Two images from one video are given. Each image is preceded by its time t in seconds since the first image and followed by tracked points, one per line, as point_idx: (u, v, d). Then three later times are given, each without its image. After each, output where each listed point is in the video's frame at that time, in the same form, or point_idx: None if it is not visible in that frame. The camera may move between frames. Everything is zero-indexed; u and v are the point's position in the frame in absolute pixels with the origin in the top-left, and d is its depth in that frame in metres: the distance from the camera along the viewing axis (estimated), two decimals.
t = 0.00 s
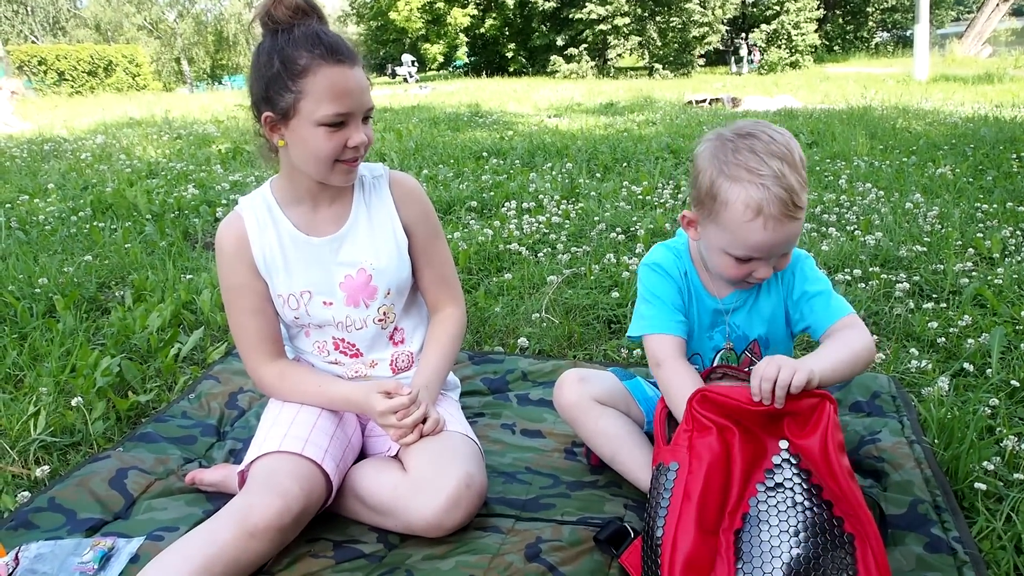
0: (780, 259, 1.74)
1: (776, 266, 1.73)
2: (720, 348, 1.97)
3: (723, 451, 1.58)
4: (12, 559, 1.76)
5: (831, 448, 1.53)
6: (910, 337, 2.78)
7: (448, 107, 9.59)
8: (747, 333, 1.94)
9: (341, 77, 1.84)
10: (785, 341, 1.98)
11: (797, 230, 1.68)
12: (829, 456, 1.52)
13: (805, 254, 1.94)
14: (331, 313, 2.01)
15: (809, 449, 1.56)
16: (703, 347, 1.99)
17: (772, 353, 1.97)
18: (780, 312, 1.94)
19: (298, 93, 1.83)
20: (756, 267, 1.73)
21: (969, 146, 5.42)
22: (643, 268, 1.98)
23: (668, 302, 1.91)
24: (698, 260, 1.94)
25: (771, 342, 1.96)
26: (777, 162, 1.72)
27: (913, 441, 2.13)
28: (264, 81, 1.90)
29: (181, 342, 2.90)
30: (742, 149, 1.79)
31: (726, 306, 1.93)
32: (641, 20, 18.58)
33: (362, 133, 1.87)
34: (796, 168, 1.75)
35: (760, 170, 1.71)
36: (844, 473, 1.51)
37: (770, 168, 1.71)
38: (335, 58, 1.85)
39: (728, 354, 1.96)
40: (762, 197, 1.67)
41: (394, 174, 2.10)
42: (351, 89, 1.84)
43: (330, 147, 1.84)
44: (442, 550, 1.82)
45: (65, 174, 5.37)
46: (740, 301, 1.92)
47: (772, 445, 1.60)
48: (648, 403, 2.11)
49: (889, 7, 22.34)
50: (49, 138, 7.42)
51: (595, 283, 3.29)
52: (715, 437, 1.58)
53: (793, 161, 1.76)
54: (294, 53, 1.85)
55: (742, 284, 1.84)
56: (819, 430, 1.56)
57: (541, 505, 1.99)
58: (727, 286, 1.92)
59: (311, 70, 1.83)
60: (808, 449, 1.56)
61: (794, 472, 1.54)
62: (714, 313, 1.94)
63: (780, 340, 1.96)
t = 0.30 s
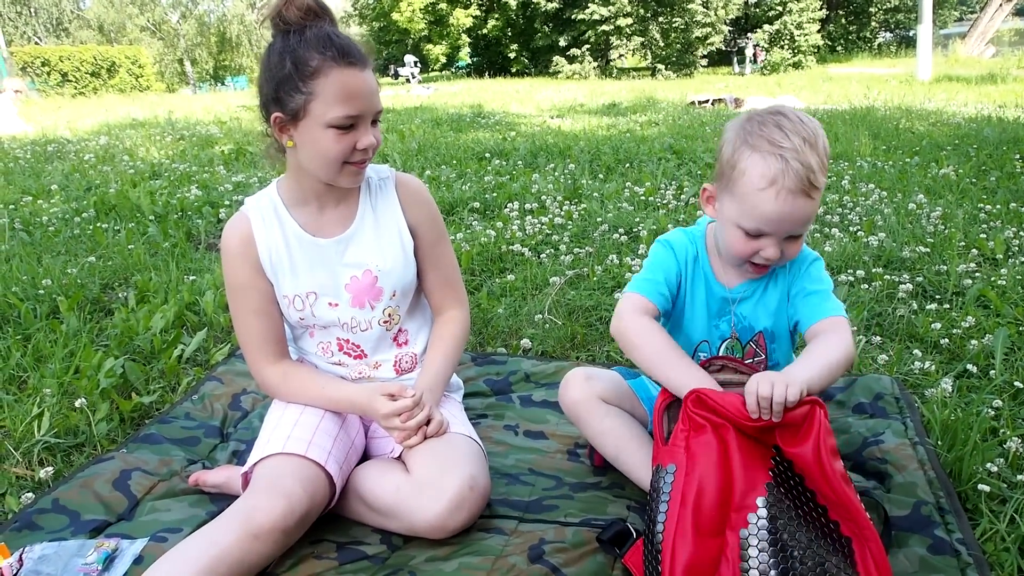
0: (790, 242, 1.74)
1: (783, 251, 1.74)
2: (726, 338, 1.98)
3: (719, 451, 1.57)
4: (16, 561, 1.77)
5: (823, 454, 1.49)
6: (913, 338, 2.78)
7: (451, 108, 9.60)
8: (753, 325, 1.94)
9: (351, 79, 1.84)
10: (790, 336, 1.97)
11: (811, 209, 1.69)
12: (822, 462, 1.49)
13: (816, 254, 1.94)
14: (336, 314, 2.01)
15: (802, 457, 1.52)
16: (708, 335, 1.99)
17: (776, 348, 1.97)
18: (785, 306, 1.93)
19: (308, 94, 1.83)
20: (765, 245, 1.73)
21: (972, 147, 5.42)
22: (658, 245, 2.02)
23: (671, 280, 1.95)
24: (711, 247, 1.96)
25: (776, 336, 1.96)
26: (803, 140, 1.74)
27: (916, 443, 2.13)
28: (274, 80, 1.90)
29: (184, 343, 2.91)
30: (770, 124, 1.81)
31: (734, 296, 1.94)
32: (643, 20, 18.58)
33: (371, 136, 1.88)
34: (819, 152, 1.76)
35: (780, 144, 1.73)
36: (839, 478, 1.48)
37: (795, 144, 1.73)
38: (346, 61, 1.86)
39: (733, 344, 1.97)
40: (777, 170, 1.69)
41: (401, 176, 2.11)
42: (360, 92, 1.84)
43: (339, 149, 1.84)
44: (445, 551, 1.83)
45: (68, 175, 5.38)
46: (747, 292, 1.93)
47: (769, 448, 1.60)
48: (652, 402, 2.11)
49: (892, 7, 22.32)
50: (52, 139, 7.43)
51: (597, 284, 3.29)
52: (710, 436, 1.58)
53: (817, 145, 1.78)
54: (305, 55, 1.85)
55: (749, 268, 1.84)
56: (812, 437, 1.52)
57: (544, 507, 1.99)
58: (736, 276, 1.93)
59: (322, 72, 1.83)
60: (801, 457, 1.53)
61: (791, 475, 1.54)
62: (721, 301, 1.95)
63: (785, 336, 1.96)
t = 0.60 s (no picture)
0: (782, 224, 1.75)
1: (774, 232, 1.75)
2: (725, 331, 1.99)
3: (722, 455, 1.56)
4: (19, 562, 1.77)
5: (824, 457, 1.51)
6: (915, 340, 2.78)
7: (452, 109, 9.60)
8: (752, 319, 1.95)
9: (357, 79, 1.84)
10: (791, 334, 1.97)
11: (801, 188, 1.70)
12: (825, 465, 1.51)
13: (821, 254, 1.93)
14: (341, 315, 2.02)
15: (804, 460, 1.53)
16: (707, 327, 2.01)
17: (776, 344, 1.97)
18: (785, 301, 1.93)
19: (316, 95, 1.83)
20: (755, 225, 1.75)
21: (973, 148, 5.41)
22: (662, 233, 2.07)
23: (661, 262, 2.01)
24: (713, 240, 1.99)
25: (776, 332, 1.96)
26: (797, 124, 1.78)
27: (918, 444, 2.13)
28: (281, 83, 1.90)
29: (186, 345, 2.91)
30: (767, 109, 1.86)
31: (733, 288, 1.96)
32: (644, 22, 18.59)
33: (378, 138, 1.88)
34: (815, 140, 1.79)
35: (773, 127, 1.77)
36: (839, 480, 1.50)
37: (789, 126, 1.77)
38: (354, 63, 1.86)
39: (733, 338, 1.98)
40: (766, 149, 1.73)
41: (407, 178, 2.11)
42: (367, 93, 1.84)
43: (345, 151, 1.85)
44: (447, 553, 1.82)
45: (70, 176, 5.39)
46: (747, 285, 1.94)
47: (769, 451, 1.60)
48: (655, 402, 2.11)
49: (893, 8, 22.34)
50: (54, 141, 7.45)
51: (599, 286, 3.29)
52: (713, 441, 1.57)
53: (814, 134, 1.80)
54: (312, 57, 1.85)
55: (741, 254, 1.86)
56: (812, 440, 1.54)
57: (546, 509, 1.99)
58: (737, 268, 1.95)
59: (330, 73, 1.83)
60: (803, 461, 1.53)
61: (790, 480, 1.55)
62: (721, 293, 1.98)
63: (785, 332, 1.96)
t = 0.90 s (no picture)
0: (765, 210, 1.77)
1: (757, 218, 1.77)
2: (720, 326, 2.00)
3: (727, 455, 1.57)
4: (19, 563, 1.77)
5: (830, 456, 1.53)
6: (916, 340, 2.78)
7: (452, 109, 9.60)
8: (746, 314, 1.95)
9: (357, 76, 1.84)
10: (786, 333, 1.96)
11: (780, 171, 1.73)
12: (831, 465, 1.53)
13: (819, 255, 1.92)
14: (342, 315, 2.02)
15: (809, 460, 1.55)
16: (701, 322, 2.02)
17: (770, 342, 1.96)
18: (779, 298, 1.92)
19: (316, 94, 1.83)
20: (737, 210, 1.78)
21: (974, 148, 5.41)
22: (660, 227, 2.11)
23: (653, 250, 2.06)
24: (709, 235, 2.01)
25: (770, 329, 1.95)
26: (780, 115, 1.82)
27: (920, 445, 2.12)
28: (281, 83, 1.90)
29: (187, 345, 2.91)
30: (754, 103, 1.91)
31: (726, 283, 1.96)
32: (645, 22, 18.58)
33: (381, 135, 1.88)
34: (800, 130, 1.82)
35: (754, 116, 1.82)
36: (845, 480, 1.52)
37: (770, 116, 1.82)
38: (353, 59, 1.86)
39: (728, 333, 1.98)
40: (745, 135, 1.78)
41: (409, 178, 2.11)
42: (368, 89, 1.85)
43: (349, 149, 1.84)
44: (449, 554, 1.82)
45: (70, 176, 5.39)
46: (739, 280, 1.95)
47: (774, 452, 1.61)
48: (656, 400, 2.11)
49: (893, 9, 22.37)
50: (55, 141, 7.45)
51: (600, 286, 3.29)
52: (716, 441, 1.58)
53: (800, 126, 1.84)
54: (312, 53, 1.85)
55: (728, 245, 1.88)
56: (818, 441, 1.56)
57: (547, 509, 1.99)
58: (731, 263, 1.96)
59: (330, 69, 1.83)
60: (809, 461, 1.55)
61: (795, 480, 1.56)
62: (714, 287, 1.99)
63: (780, 330, 1.95)
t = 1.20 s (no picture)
0: (721, 214, 1.80)
1: (711, 222, 1.81)
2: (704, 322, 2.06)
3: (736, 463, 1.56)
4: (21, 563, 1.77)
5: (841, 467, 1.52)
6: (918, 341, 2.77)
7: (453, 110, 9.60)
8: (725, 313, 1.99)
9: (355, 72, 1.84)
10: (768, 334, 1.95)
11: (728, 176, 1.75)
12: (842, 478, 1.52)
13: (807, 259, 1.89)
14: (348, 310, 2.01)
15: (820, 471, 1.54)
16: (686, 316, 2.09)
17: (749, 341, 1.98)
18: (759, 297, 1.91)
19: (315, 95, 1.83)
20: (694, 213, 1.82)
21: (975, 149, 5.41)
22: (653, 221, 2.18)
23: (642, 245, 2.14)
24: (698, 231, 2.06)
25: (749, 330, 1.96)
26: (746, 118, 1.82)
27: (923, 447, 2.12)
28: (280, 87, 1.90)
29: (188, 345, 2.91)
30: (731, 105, 1.91)
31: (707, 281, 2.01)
32: (646, 23, 18.56)
33: (383, 129, 1.86)
34: (763, 137, 1.78)
35: (718, 120, 1.83)
36: (855, 492, 1.52)
37: (734, 119, 1.82)
38: (345, 55, 1.86)
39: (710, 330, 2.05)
40: (701, 140, 1.81)
41: (407, 170, 2.16)
42: (364, 84, 1.84)
43: (352, 146, 1.83)
44: (451, 555, 1.82)
45: (72, 176, 5.38)
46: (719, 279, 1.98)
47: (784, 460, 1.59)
48: (656, 397, 2.11)
49: (894, 10, 22.34)
50: (56, 141, 7.44)
51: (601, 287, 3.29)
52: (726, 448, 1.57)
53: (766, 132, 1.80)
54: (304, 56, 1.86)
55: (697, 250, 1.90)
56: (829, 452, 1.55)
57: (549, 510, 1.99)
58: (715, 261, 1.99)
59: (324, 69, 1.83)
60: (819, 472, 1.54)
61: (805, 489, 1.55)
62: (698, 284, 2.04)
63: (761, 331, 1.95)
